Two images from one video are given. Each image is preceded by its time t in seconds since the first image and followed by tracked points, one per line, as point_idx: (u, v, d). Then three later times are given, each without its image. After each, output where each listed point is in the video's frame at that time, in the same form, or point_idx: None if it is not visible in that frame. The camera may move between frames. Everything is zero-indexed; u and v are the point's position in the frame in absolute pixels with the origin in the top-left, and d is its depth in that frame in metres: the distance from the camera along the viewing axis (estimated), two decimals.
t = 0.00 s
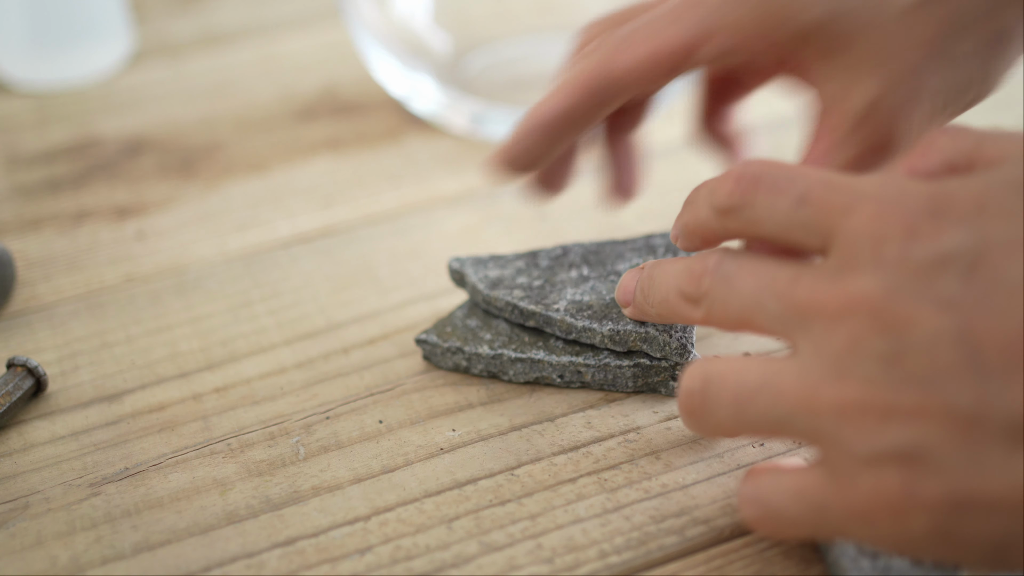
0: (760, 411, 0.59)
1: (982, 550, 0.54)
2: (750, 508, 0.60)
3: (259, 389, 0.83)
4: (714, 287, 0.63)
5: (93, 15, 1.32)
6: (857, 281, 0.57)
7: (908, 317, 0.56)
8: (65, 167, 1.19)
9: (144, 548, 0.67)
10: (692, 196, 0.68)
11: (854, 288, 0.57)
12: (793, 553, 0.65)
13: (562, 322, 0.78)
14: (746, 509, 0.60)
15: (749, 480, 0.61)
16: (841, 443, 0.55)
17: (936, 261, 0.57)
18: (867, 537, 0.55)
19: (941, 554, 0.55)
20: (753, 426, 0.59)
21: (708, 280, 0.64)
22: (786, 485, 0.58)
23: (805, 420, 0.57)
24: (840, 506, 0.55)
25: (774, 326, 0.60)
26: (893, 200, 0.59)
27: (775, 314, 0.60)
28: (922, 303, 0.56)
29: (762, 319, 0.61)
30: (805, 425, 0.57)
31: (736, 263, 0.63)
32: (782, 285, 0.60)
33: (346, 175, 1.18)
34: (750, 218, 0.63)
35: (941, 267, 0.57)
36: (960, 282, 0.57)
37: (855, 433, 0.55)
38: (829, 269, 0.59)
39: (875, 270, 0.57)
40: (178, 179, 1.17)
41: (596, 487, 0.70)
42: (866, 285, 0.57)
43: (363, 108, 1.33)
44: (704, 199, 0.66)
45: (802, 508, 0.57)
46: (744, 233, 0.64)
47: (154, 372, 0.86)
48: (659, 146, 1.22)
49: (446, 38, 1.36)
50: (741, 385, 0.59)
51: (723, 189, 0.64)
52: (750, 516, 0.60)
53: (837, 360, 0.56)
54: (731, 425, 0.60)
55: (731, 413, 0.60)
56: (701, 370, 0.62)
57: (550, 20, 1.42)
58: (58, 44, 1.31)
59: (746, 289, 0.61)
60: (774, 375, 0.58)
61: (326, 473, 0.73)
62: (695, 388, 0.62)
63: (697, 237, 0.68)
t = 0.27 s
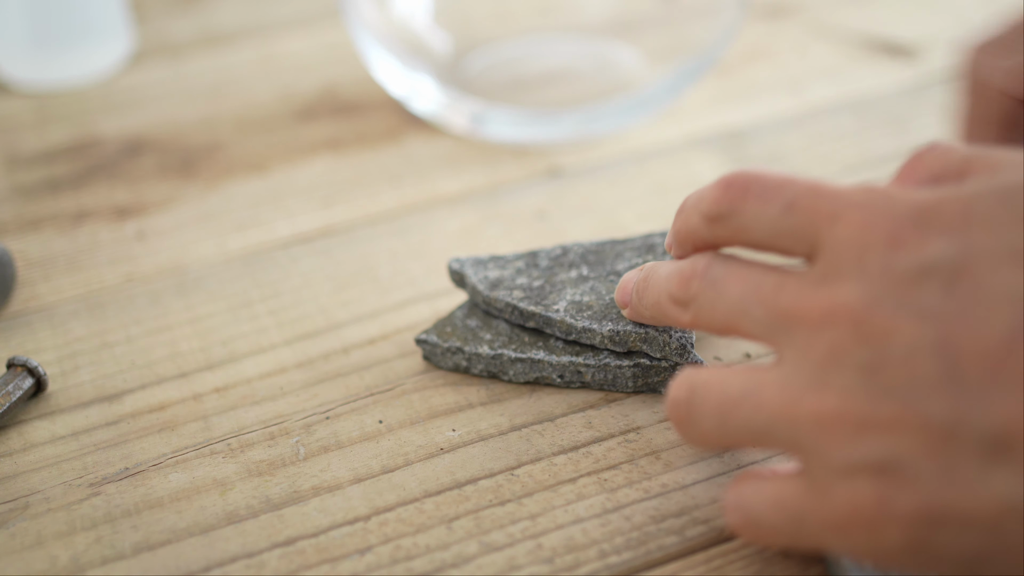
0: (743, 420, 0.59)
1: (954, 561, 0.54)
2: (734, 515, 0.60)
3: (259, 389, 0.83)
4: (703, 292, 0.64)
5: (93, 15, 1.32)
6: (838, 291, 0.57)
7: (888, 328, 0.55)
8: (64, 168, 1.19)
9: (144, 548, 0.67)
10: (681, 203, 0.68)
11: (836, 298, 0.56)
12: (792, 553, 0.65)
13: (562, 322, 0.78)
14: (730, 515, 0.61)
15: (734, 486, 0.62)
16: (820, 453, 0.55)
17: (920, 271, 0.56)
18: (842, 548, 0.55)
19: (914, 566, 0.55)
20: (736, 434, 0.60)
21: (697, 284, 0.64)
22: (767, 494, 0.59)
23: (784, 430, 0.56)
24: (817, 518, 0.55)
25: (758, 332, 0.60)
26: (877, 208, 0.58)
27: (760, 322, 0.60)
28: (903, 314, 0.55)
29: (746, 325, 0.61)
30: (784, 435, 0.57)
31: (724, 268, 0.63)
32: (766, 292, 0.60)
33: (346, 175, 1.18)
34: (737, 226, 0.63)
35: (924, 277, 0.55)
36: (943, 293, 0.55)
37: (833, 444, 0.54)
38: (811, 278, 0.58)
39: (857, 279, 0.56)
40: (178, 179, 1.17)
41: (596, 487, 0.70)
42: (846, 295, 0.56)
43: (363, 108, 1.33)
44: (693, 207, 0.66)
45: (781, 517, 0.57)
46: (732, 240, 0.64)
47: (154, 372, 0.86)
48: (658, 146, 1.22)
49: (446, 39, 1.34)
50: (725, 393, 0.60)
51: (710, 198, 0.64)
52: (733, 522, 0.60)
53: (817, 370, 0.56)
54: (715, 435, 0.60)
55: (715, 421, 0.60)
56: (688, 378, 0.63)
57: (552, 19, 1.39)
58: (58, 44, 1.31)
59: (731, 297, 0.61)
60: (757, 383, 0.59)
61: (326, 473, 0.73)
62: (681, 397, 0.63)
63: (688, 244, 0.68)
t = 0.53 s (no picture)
0: (745, 431, 0.58)
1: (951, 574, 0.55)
2: (732, 525, 0.60)
3: (259, 389, 0.83)
4: (705, 299, 0.64)
5: (93, 15, 1.32)
6: (842, 305, 0.57)
7: (892, 343, 0.55)
8: (64, 167, 1.19)
9: (144, 548, 0.67)
10: (689, 214, 0.69)
11: (840, 311, 0.57)
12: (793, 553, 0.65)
13: (562, 322, 0.77)
14: (728, 524, 0.61)
15: (732, 495, 0.62)
16: (821, 466, 0.55)
17: (923, 287, 0.56)
18: (843, 559, 0.55)
19: None
20: (736, 445, 0.59)
21: (699, 291, 0.65)
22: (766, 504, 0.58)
23: (786, 441, 0.57)
24: (818, 529, 0.55)
25: (762, 343, 0.61)
26: (881, 224, 0.58)
27: (764, 333, 0.60)
28: (906, 329, 0.55)
29: (750, 336, 0.61)
30: (786, 446, 0.57)
31: (727, 276, 0.64)
32: (770, 303, 0.60)
33: (346, 175, 1.18)
34: (741, 238, 0.63)
35: (927, 294, 0.56)
36: (945, 309, 0.56)
37: (836, 457, 0.55)
38: (815, 291, 0.59)
39: (861, 293, 0.57)
40: (178, 179, 1.17)
41: (596, 487, 0.70)
42: (849, 309, 0.57)
43: (363, 108, 1.33)
44: (699, 218, 0.67)
45: (781, 527, 0.57)
46: (736, 252, 0.65)
47: (154, 372, 0.86)
48: (658, 146, 1.22)
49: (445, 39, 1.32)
50: (727, 403, 0.59)
51: (716, 210, 0.65)
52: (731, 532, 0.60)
53: (820, 382, 0.56)
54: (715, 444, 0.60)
55: (716, 430, 0.60)
56: (687, 386, 0.62)
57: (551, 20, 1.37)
58: (58, 44, 1.31)
59: (734, 308, 0.62)
60: (759, 393, 0.59)
61: (326, 473, 0.73)
62: (681, 406, 0.62)
63: (694, 255, 0.69)
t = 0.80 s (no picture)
0: (747, 432, 0.59)
1: None
2: (733, 528, 0.60)
3: (259, 389, 0.83)
4: (707, 300, 0.64)
5: (93, 15, 1.32)
6: (846, 307, 0.57)
7: (896, 346, 0.55)
8: (64, 167, 1.19)
9: (144, 548, 0.67)
10: (693, 217, 0.69)
11: (844, 314, 0.57)
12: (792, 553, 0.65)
13: (562, 322, 0.77)
14: (728, 528, 0.60)
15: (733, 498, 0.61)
16: (826, 468, 0.55)
17: (927, 289, 0.56)
18: (848, 562, 0.55)
19: None
20: (739, 446, 0.59)
21: (702, 292, 0.64)
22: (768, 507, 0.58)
23: (791, 443, 0.57)
24: (822, 532, 0.55)
25: (765, 345, 0.61)
26: (885, 226, 0.58)
27: (767, 335, 0.60)
28: (910, 332, 0.56)
29: (753, 338, 0.61)
30: (790, 448, 0.57)
31: (730, 277, 0.64)
32: (774, 305, 0.60)
33: (346, 175, 1.18)
34: (744, 241, 0.63)
35: (931, 296, 0.56)
36: (949, 312, 0.56)
37: (840, 459, 0.55)
38: (819, 293, 0.59)
39: (865, 296, 0.57)
40: (178, 179, 1.17)
41: (596, 487, 0.70)
42: (853, 312, 0.57)
43: (363, 108, 1.33)
44: (704, 221, 0.67)
45: (783, 531, 0.57)
46: (739, 255, 0.65)
47: (154, 372, 0.86)
48: (659, 146, 1.22)
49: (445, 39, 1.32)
50: (730, 405, 0.60)
51: (719, 214, 0.64)
52: (732, 536, 0.60)
53: (824, 385, 0.57)
54: (717, 445, 0.60)
55: (718, 430, 0.60)
56: (689, 388, 0.62)
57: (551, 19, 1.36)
58: (58, 43, 1.31)
59: (736, 309, 0.62)
60: (762, 396, 0.59)
61: (326, 473, 0.73)
62: (683, 407, 0.62)
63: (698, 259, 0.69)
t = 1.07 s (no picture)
0: (758, 441, 0.59)
1: None
2: (743, 536, 0.60)
3: (259, 389, 0.83)
4: (717, 307, 0.64)
5: (93, 15, 1.32)
6: (859, 318, 0.57)
7: (909, 357, 0.56)
8: (64, 168, 1.19)
9: (144, 549, 0.67)
10: (705, 227, 0.68)
11: (856, 324, 0.57)
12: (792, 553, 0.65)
13: (562, 322, 0.77)
14: (738, 536, 0.60)
15: (741, 505, 0.61)
16: (840, 478, 0.56)
17: (939, 300, 0.57)
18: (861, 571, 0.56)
19: None
20: (750, 455, 0.59)
21: (712, 299, 0.64)
22: (780, 515, 0.58)
23: (803, 453, 0.57)
24: (836, 541, 0.56)
25: (775, 354, 0.61)
26: (896, 237, 0.59)
27: (778, 343, 0.60)
28: (923, 343, 0.56)
29: (763, 346, 0.61)
30: (802, 458, 0.57)
31: (741, 284, 0.63)
32: (785, 314, 0.60)
33: (346, 175, 1.18)
34: (755, 250, 0.63)
35: (943, 307, 0.57)
36: (961, 323, 0.57)
37: (854, 469, 0.55)
38: (831, 302, 0.59)
39: (877, 306, 0.57)
40: (178, 179, 1.17)
41: (596, 487, 0.70)
42: (866, 323, 0.57)
43: (363, 108, 1.33)
44: (715, 230, 0.66)
45: (796, 541, 0.57)
46: (749, 264, 0.64)
47: (154, 372, 0.86)
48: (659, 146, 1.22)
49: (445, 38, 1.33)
50: (741, 413, 0.60)
51: (730, 223, 0.64)
52: (741, 544, 0.60)
53: (837, 395, 0.57)
54: (727, 452, 0.60)
55: (728, 438, 0.60)
56: (699, 395, 0.62)
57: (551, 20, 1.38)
58: (58, 43, 1.31)
59: (747, 318, 0.62)
60: (773, 405, 0.59)
61: (326, 473, 0.73)
62: (692, 413, 0.62)
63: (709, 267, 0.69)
